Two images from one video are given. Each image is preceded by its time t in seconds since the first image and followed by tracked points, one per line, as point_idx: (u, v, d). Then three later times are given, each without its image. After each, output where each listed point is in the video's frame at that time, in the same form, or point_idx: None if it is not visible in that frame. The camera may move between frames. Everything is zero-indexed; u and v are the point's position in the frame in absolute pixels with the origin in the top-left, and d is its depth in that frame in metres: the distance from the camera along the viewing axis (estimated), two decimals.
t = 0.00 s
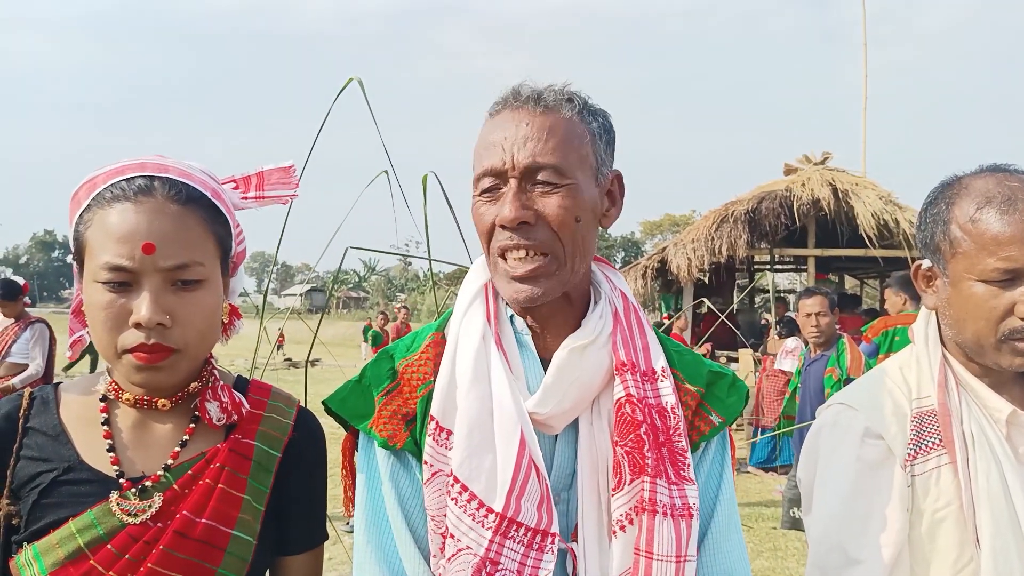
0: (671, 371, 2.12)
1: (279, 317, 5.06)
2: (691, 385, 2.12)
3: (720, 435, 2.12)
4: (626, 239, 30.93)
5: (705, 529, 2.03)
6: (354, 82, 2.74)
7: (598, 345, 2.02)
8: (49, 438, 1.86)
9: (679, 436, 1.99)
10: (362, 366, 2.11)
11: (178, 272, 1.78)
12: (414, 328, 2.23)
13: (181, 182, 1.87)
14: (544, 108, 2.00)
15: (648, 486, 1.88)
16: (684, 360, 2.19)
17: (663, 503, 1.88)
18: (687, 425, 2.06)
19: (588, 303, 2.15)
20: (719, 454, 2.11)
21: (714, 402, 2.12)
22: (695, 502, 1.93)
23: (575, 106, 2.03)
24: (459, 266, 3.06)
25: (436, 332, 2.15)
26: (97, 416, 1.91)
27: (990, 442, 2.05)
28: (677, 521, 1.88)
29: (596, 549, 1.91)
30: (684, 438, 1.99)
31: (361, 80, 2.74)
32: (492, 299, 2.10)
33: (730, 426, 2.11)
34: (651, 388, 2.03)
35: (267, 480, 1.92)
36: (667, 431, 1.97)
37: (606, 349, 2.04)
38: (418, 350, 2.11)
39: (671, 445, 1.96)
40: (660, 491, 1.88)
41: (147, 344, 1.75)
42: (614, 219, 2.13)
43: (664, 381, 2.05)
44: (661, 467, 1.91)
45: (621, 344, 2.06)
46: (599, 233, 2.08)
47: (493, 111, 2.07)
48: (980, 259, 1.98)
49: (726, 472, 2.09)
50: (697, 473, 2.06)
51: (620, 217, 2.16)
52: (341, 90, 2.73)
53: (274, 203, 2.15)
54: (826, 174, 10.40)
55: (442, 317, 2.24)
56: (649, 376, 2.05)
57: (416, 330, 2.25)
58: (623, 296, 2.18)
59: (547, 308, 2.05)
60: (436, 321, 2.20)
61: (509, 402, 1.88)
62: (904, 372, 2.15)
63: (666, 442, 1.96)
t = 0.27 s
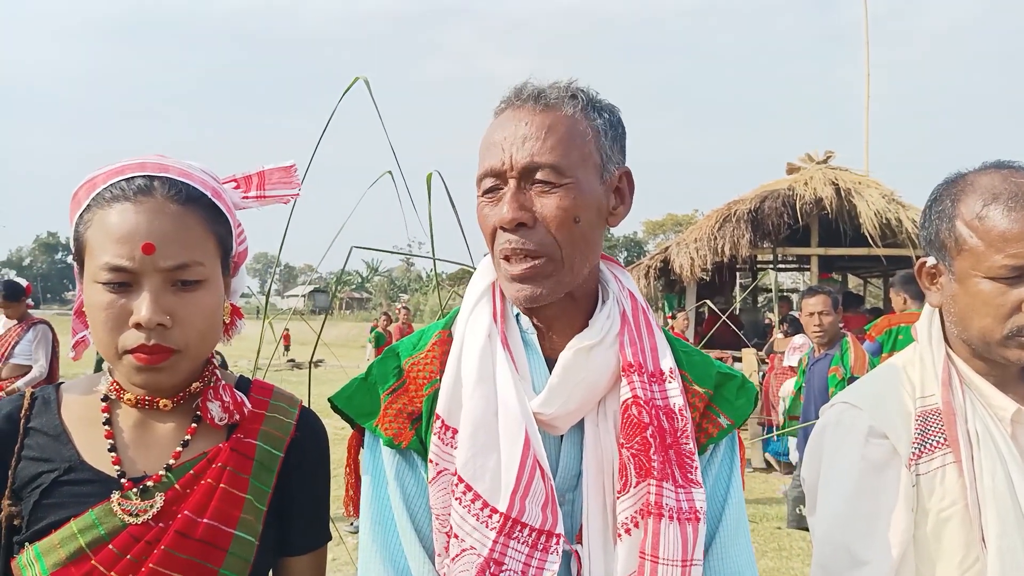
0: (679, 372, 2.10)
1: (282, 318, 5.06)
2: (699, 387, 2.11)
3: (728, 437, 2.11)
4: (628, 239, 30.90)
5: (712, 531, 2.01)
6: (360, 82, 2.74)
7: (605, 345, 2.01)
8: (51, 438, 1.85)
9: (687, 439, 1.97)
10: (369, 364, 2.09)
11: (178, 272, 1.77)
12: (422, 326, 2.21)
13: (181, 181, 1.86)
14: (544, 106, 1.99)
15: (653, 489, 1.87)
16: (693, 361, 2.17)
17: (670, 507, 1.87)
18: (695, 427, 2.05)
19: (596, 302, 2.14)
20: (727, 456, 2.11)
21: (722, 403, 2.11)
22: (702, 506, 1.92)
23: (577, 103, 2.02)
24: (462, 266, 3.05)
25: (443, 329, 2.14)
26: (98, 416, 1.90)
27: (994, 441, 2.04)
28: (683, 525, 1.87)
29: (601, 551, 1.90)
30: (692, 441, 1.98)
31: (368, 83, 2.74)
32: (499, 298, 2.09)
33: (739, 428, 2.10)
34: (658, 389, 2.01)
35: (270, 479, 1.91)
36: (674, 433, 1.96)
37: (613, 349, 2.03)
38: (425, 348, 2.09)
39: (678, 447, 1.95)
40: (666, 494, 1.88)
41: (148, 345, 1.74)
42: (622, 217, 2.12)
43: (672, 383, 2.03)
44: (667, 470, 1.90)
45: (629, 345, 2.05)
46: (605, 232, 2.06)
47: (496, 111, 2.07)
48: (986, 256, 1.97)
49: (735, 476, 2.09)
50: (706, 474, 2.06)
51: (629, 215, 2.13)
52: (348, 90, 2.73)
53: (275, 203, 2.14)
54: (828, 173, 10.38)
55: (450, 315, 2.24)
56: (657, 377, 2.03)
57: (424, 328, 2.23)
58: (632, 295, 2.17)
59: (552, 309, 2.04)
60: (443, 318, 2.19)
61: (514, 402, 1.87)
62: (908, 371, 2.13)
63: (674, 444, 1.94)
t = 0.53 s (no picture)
0: (684, 376, 2.09)
1: (283, 319, 5.05)
2: (704, 390, 2.10)
3: (734, 442, 2.10)
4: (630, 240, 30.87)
5: (718, 536, 2.01)
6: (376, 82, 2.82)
7: (608, 348, 2.00)
8: (50, 440, 1.84)
9: (691, 444, 1.95)
10: (372, 365, 2.08)
11: (178, 272, 1.76)
12: (425, 328, 2.20)
13: (181, 181, 1.86)
14: (561, 107, 1.98)
15: (655, 496, 1.86)
16: (699, 364, 2.16)
17: (671, 514, 1.85)
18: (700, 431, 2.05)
19: (601, 304, 2.13)
20: (733, 462, 2.10)
21: (728, 407, 2.10)
22: (705, 514, 1.90)
23: (590, 104, 2.02)
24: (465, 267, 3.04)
25: (446, 331, 2.13)
26: (98, 417, 1.89)
27: (998, 442, 2.02)
28: (685, 532, 1.85)
29: (602, 556, 1.89)
30: (695, 446, 1.96)
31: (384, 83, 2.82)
32: (501, 300, 2.08)
33: (745, 433, 2.08)
34: (662, 393, 2.00)
35: (269, 482, 1.90)
36: (678, 438, 1.94)
37: (617, 352, 2.02)
38: (427, 350, 2.08)
39: (681, 453, 1.93)
40: (667, 501, 1.86)
41: (146, 345, 1.73)
42: (627, 217, 2.12)
43: (675, 387, 2.02)
44: (669, 477, 1.89)
45: (633, 348, 2.03)
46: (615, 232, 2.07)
47: (507, 109, 2.04)
48: (989, 256, 1.96)
49: (742, 481, 2.07)
50: (711, 480, 2.05)
51: (635, 215, 2.14)
52: (363, 92, 2.81)
53: (275, 203, 2.13)
54: (831, 174, 10.36)
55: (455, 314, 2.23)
56: (661, 381, 2.02)
57: (426, 329, 2.22)
58: (637, 297, 2.16)
59: (561, 313, 2.03)
60: (446, 320, 2.17)
61: (514, 406, 1.86)
62: (912, 373, 2.12)
63: (677, 449, 1.93)
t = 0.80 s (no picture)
0: (683, 377, 2.08)
1: (281, 318, 5.04)
2: (703, 390, 2.09)
3: (731, 443, 2.09)
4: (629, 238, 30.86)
5: (717, 537, 2.00)
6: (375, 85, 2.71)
7: (609, 349, 1.99)
8: (44, 440, 1.83)
9: (691, 445, 1.94)
10: (366, 365, 2.09)
11: (171, 270, 1.75)
12: (420, 328, 2.19)
13: (175, 179, 1.85)
14: (585, 105, 1.99)
15: (655, 496, 1.85)
16: (696, 365, 2.16)
17: (671, 514, 1.84)
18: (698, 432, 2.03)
19: (602, 305, 2.12)
20: (730, 462, 2.09)
21: (726, 407, 2.09)
22: (704, 514, 1.89)
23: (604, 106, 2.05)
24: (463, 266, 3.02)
25: (442, 332, 2.11)
26: (92, 417, 1.88)
27: (997, 443, 2.02)
28: (684, 533, 1.84)
29: (602, 559, 1.88)
30: (695, 447, 1.95)
31: (382, 87, 2.72)
32: (500, 300, 2.07)
33: (742, 433, 2.08)
34: (662, 394, 1.99)
35: (264, 483, 1.89)
36: (678, 439, 1.93)
37: (616, 353, 2.01)
38: (424, 351, 2.07)
39: (681, 454, 1.92)
40: (667, 501, 1.85)
41: (140, 343, 1.72)
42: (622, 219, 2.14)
43: (675, 388, 2.01)
44: (669, 477, 1.88)
45: (633, 349, 2.02)
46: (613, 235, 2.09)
47: (528, 102, 2.00)
48: (987, 255, 1.95)
49: (739, 480, 2.07)
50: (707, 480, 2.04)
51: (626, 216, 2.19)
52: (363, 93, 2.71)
53: (271, 202, 2.12)
54: (829, 173, 10.36)
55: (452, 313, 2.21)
56: (661, 382, 2.01)
57: (422, 329, 2.22)
58: (636, 297, 2.15)
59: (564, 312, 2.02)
60: (443, 320, 2.15)
61: (515, 408, 1.85)
62: (910, 373, 2.11)
63: (676, 450, 1.92)
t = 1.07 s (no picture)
0: (679, 379, 2.07)
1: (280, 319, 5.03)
2: (698, 393, 2.08)
3: (726, 444, 2.08)
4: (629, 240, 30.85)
5: (712, 536, 1.98)
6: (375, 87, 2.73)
7: (607, 351, 1.98)
8: (39, 442, 1.83)
9: (687, 445, 1.95)
10: (364, 367, 2.09)
11: (167, 270, 1.75)
12: (417, 329, 2.18)
13: (171, 180, 1.84)
14: (554, 109, 1.96)
15: (654, 497, 1.84)
16: (691, 368, 2.15)
17: (669, 515, 1.84)
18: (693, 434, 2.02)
19: (597, 306, 2.11)
20: (725, 465, 2.08)
21: (721, 410, 2.08)
22: (701, 515, 1.89)
23: (587, 107, 1.99)
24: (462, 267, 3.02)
25: (440, 333, 2.10)
26: (87, 420, 1.87)
27: (995, 444, 2.01)
28: (683, 534, 1.84)
29: (600, 560, 1.87)
30: (692, 448, 1.95)
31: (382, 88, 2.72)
32: (498, 301, 2.07)
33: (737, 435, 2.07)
34: (658, 395, 1.98)
35: (259, 486, 1.88)
36: (674, 440, 1.93)
37: (615, 354, 2.00)
38: (421, 352, 2.06)
39: (678, 455, 1.92)
40: (666, 502, 1.84)
41: (135, 343, 1.71)
42: (626, 222, 2.09)
43: (672, 390, 2.01)
44: (667, 477, 1.87)
45: (631, 351, 2.02)
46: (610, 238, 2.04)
47: (503, 109, 2.03)
48: (986, 257, 1.94)
49: (733, 483, 2.06)
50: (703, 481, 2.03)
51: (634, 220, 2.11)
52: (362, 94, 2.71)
53: (267, 204, 2.12)
54: (830, 175, 10.35)
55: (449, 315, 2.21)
56: (658, 384, 2.00)
57: (419, 330, 2.20)
58: (632, 299, 2.15)
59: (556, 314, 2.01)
60: (439, 321, 2.14)
61: (515, 409, 1.84)
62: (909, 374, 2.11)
63: (674, 451, 1.91)
